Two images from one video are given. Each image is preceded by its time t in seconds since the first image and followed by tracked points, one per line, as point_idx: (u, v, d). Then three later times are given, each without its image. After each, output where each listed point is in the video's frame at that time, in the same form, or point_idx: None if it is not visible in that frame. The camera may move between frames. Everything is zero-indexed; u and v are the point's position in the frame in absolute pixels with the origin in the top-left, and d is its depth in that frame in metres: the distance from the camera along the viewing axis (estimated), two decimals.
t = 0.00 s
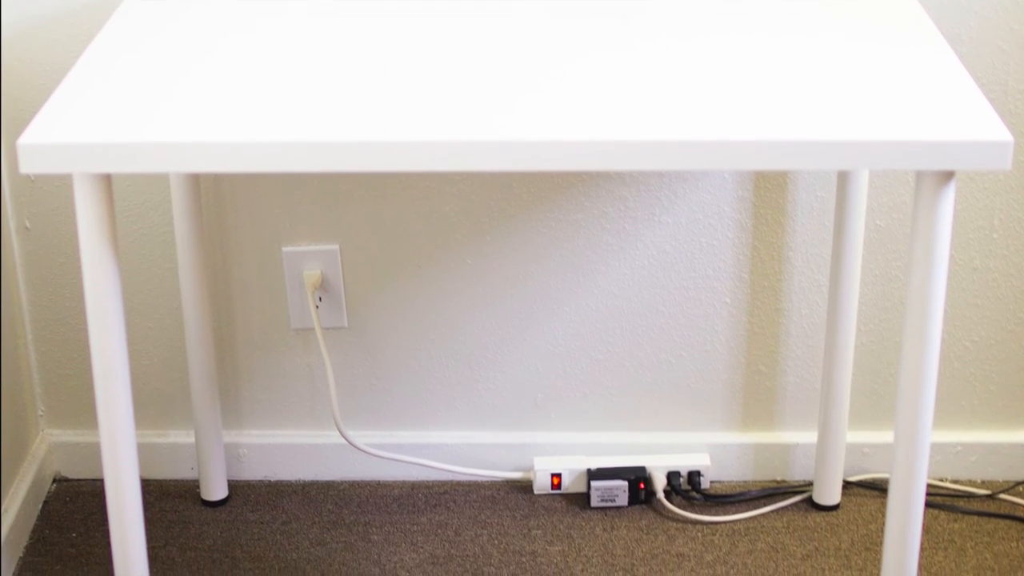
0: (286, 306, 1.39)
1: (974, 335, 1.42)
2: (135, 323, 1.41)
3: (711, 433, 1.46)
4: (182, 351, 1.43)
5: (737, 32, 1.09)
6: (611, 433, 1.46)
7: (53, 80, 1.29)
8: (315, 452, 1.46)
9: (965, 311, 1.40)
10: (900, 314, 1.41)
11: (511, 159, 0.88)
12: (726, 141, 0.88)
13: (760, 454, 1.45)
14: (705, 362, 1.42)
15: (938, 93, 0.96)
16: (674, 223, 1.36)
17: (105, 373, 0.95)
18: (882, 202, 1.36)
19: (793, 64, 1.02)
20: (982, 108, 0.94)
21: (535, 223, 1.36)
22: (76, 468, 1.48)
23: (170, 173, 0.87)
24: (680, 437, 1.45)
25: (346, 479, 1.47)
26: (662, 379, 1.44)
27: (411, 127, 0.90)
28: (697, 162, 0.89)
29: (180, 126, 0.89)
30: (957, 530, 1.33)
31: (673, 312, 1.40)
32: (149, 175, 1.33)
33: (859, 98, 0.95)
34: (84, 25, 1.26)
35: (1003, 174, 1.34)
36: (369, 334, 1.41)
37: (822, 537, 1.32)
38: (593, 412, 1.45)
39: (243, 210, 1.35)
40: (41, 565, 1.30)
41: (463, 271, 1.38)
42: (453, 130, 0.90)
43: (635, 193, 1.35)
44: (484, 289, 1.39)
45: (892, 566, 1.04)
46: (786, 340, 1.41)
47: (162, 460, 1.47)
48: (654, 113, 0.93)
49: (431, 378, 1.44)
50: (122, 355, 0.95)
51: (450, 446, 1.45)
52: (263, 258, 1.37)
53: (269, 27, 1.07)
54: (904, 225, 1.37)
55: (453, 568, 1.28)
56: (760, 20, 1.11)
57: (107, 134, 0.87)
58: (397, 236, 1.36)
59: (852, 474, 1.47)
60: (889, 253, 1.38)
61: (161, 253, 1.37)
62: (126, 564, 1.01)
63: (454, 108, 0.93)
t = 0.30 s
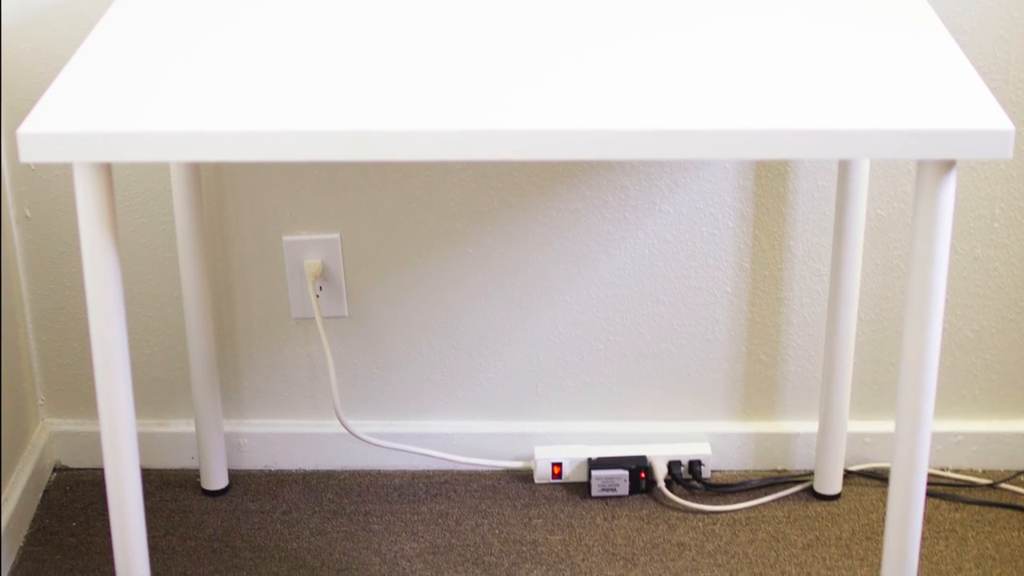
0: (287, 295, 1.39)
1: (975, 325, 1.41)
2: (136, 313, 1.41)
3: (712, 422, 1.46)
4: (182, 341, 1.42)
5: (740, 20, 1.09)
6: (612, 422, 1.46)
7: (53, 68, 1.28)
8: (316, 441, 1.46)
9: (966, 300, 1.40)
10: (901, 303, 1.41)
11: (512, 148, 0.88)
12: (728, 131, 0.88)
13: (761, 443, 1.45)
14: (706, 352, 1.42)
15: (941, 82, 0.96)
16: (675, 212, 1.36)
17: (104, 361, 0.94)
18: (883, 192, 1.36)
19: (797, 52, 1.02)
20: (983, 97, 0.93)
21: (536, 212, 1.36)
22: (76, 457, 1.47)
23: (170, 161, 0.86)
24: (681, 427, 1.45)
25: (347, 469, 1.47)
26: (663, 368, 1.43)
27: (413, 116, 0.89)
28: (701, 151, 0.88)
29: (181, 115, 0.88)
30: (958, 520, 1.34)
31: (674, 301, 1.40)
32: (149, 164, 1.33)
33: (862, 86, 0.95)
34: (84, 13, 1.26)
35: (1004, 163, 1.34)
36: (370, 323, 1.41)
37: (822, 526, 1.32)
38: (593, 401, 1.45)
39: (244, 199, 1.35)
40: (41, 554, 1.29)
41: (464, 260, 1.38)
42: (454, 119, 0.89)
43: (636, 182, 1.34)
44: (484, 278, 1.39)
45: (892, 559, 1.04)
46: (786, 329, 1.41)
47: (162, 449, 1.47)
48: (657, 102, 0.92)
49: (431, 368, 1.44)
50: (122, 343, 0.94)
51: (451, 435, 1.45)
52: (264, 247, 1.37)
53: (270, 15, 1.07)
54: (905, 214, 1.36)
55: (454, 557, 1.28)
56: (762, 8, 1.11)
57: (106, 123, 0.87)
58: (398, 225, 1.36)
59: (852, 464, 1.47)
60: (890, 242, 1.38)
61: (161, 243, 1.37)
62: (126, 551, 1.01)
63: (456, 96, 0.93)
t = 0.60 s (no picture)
0: (287, 284, 1.39)
1: (976, 314, 1.41)
2: (136, 302, 1.41)
3: (712, 411, 1.46)
4: (183, 330, 1.42)
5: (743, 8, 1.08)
6: (612, 411, 1.46)
7: (53, 57, 1.28)
8: (316, 430, 1.46)
9: (968, 290, 1.40)
10: (902, 292, 1.41)
11: (515, 136, 0.87)
12: (733, 120, 0.87)
13: (762, 432, 1.45)
14: (707, 341, 1.42)
15: (943, 70, 0.95)
16: (676, 201, 1.35)
17: (104, 351, 0.93)
18: (884, 181, 1.35)
19: (801, 41, 1.01)
20: (985, 86, 0.92)
21: (537, 201, 1.35)
22: (76, 447, 1.47)
23: (171, 150, 0.85)
24: (681, 416, 1.45)
25: (348, 458, 1.47)
26: (664, 357, 1.43)
27: (415, 104, 0.89)
28: (705, 140, 0.88)
29: (182, 103, 0.88)
30: (959, 509, 1.34)
31: (675, 290, 1.40)
32: (149, 153, 1.32)
33: (865, 75, 0.95)
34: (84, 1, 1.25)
35: (1005, 152, 1.33)
36: (370, 312, 1.40)
37: (823, 515, 1.32)
38: (594, 391, 1.45)
39: (244, 188, 1.34)
40: (41, 543, 1.29)
41: (465, 248, 1.37)
42: (455, 107, 0.89)
43: (637, 171, 1.34)
44: (485, 267, 1.38)
45: (894, 549, 1.03)
46: (787, 318, 1.41)
47: (163, 438, 1.46)
48: (660, 90, 0.92)
49: (432, 357, 1.43)
50: (123, 333, 0.94)
51: (452, 425, 1.45)
52: (265, 236, 1.37)
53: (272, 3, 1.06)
54: (906, 203, 1.36)
55: (454, 546, 1.28)
56: None
57: (106, 112, 0.86)
58: (398, 214, 1.36)
59: (853, 453, 1.47)
60: (891, 232, 1.38)
61: (161, 232, 1.36)
62: (126, 541, 1.00)
63: (458, 85, 0.92)
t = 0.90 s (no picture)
0: (287, 273, 1.39)
1: (977, 303, 1.41)
2: (136, 291, 1.40)
3: (713, 401, 1.46)
4: (183, 320, 1.42)
5: None
6: (613, 400, 1.46)
7: (54, 45, 1.27)
8: (317, 420, 1.46)
9: (969, 279, 1.40)
10: (903, 281, 1.40)
11: (519, 125, 0.87)
12: (740, 109, 0.87)
13: (762, 422, 1.45)
14: (708, 330, 1.42)
15: (946, 58, 0.95)
16: (676, 190, 1.35)
17: (104, 341, 0.93)
18: (885, 170, 1.35)
19: (805, 29, 1.01)
20: (987, 75, 0.92)
21: (538, 190, 1.35)
22: (76, 436, 1.47)
23: (172, 139, 0.85)
24: (681, 405, 1.45)
25: (349, 448, 1.47)
26: (664, 347, 1.43)
27: (417, 93, 0.88)
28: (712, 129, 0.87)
29: (183, 92, 0.87)
30: (960, 499, 1.34)
31: (675, 280, 1.39)
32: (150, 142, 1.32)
33: (868, 64, 0.94)
34: None
35: (1006, 141, 1.33)
36: (371, 301, 1.40)
37: (824, 505, 1.32)
38: (595, 380, 1.45)
39: (244, 177, 1.34)
40: (42, 532, 1.29)
41: (465, 238, 1.37)
42: (458, 96, 0.88)
43: (638, 160, 1.34)
44: (485, 256, 1.38)
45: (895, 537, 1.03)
46: (788, 307, 1.41)
47: (163, 428, 1.46)
48: (662, 79, 0.91)
49: (432, 346, 1.43)
50: (123, 322, 0.93)
51: (452, 414, 1.45)
52: (265, 225, 1.36)
53: None
54: (907, 192, 1.36)
55: (454, 536, 1.28)
56: None
57: (106, 102, 0.85)
58: (399, 203, 1.35)
59: (854, 442, 1.47)
60: (893, 221, 1.37)
61: (161, 221, 1.36)
62: (127, 530, 1.00)
63: (460, 74, 0.92)
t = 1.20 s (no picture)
0: (288, 262, 1.38)
1: (979, 292, 1.41)
2: (137, 280, 1.40)
3: (714, 390, 1.46)
4: (183, 309, 1.42)
5: None
6: (613, 390, 1.46)
7: (54, 34, 1.27)
8: (318, 409, 1.45)
9: (970, 268, 1.40)
10: (904, 270, 1.40)
11: (522, 114, 0.86)
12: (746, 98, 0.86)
13: (763, 411, 1.45)
14: (708, 319, 1.42)
15: (947, 47, 0.94)
16: (677, 179, 1.35)
17: (104, 328, 0.92)
18: (886, 159, 1.35)
19: (809, 17, 1.00)
20: (988, 65, 0.91)
21: (539, 179, 1.35)
22: (77, 426, 1.47)
23: (173, 128, 0.84)
24: (682, 394, 1.45)
25: (350, 437, 1.47)
26: (665, 336, 1.43)
27: (420, 82, 0.88)
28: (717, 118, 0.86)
29: (184, 81, 0.87)
30: (961, 488, 1.34)
31: (676, 269, 1.39)
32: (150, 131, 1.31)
33: (871, 52, 0.93)
34: None
35: (1008, 131, 1.33)
36: (371, 291, 1.40)
37: (825, 494, 1.33)
38: (595, 369, 1.45)
39: (244, 166, 1.34)
40: (42, 522, 1.29)
41: (466, 226, 1.37)
42: (459, 86, 0.87)
43: (638, 148, 1.33)
44: (486, 245, 1.38)
45: (897, 525, 1.02)
46: (789, 296, 1.41)
47: (163, 417, 1.46)
48: (664, 69, 0.91)
49: (433, 336, 1.43)
50: (123, 310, 0.93)
51: (453, 403, 1.45)
52: (266, 214, 1.36)
53: None
54: (908, 181, 1.36)
55: (454, 525, 1.28)
56: None
57: (106, 91, 0.85)
58: (400, 192, 1.35)
59: (855, 431, 1.47)
60: (894, 210, 1.37)
61: (162, 210, 1.36)
62: (127, 519, 0.99)
63: (463, 63, 0.91)
